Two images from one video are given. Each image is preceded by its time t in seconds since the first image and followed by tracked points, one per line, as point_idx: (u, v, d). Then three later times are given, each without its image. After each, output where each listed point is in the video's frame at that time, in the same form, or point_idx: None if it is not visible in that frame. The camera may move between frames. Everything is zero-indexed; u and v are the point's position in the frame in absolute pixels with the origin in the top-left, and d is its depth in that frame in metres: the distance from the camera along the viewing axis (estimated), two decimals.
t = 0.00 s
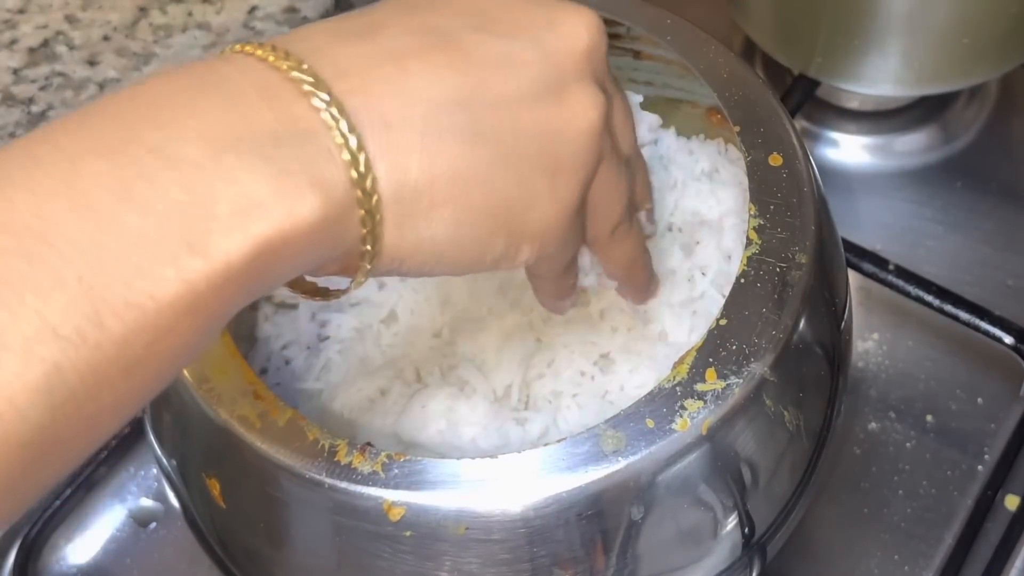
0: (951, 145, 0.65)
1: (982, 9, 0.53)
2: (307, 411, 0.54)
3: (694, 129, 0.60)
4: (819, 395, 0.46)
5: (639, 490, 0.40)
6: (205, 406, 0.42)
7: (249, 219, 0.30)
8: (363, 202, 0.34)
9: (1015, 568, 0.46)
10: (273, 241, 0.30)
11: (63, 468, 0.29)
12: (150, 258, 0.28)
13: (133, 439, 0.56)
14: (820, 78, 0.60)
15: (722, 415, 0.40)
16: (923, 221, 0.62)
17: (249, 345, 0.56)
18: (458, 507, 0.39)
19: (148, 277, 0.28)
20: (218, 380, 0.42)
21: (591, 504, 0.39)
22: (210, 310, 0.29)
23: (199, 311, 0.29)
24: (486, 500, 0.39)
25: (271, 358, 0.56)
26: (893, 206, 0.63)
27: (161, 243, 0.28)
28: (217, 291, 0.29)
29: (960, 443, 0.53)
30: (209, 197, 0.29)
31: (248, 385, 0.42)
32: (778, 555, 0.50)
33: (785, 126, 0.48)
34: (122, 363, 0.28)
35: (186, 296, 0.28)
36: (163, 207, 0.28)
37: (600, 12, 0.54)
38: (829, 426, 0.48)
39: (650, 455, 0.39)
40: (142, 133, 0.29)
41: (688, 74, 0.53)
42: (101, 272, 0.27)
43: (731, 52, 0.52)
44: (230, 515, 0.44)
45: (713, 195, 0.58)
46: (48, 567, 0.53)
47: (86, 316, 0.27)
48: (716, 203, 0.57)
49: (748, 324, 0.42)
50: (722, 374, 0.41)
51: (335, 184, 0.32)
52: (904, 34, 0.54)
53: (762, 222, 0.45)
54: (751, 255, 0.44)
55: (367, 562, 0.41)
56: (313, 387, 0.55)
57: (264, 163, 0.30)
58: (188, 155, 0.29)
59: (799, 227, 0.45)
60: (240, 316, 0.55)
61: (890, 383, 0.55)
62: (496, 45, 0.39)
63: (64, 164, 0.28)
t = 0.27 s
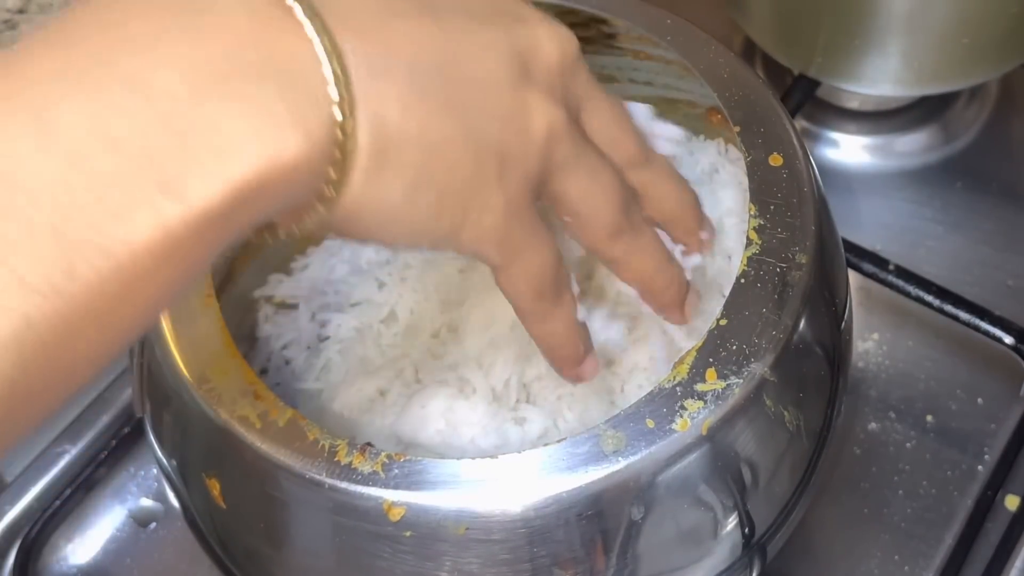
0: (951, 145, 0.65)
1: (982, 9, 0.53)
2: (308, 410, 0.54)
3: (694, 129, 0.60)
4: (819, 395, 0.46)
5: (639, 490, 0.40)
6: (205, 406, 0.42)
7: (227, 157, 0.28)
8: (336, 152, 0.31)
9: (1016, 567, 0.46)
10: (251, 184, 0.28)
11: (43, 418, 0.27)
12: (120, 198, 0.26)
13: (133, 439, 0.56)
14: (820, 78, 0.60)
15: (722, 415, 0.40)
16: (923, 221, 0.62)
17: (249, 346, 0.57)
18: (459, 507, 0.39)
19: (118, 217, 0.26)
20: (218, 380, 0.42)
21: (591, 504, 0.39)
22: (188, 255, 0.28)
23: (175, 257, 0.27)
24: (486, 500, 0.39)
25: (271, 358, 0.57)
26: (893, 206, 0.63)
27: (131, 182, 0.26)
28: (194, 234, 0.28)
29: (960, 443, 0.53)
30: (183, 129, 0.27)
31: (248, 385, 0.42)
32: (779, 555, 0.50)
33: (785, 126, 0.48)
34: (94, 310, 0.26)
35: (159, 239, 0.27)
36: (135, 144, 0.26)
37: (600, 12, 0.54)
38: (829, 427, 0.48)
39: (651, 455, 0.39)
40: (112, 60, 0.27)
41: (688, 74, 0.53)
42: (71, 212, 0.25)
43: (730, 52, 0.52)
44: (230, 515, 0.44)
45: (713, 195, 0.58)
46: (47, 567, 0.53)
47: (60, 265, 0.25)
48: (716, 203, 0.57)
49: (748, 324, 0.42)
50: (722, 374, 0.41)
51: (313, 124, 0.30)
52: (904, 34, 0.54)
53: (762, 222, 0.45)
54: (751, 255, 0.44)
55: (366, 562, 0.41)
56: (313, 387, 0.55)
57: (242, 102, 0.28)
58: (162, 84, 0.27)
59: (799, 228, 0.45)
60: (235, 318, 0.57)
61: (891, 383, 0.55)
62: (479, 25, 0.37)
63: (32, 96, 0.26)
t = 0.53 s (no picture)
0: (951, 145, 0.65)
1: (982, 9, 0.53)
2: (308, 411, 0.54)
3: (694, 130, 0.60)
4: (819, 395, 0.46)
5: (639, 490, 0.40)
6: (205, 406, 0.42)
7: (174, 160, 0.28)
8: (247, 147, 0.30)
9: (1015, 567, 0.46)
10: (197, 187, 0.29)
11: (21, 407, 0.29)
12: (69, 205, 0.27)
13: (133, 439, 0.56)
14: (820, 78, 0.60)
15: (722, 415, 0.40)
16: (923, 221, 0.62)
17: (249, 346, 0.57)
18: (458, 506, 0.39)
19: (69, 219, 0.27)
20: (219, 380, 0.42)
21: (591, 504, 0.39)
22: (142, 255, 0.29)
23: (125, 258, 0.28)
24: (486, 499, 0.39)
25: (270, 359, 0.56)
26: (893, 206, 0.63)
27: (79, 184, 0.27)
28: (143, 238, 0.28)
29: (960, 443, 0.53)
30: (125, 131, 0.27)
31: (248, 384, 0.42)
32: (779, 555, 0.50)
33: (785, 126, 0.48)
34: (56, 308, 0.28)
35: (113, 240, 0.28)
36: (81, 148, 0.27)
37: (600, 13, 0.53)
38: (829, 427, 0.48)
39: (650, 455, 0.39)
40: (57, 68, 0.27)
41: (688, 74, 0.53)
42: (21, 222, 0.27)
43: (731, 51, 0.52)
44: (230, 515, 0.44)
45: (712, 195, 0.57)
46: (47, 567, 0.53)
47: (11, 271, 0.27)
48: (715, 202, 0.57)
49: (748, 324, 0.42)
50: (722, 374, 0.41)
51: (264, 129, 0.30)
52: (904, 34, 0.54)
53: (762, 222, 0.45)
54: (751, 255, 0.44)
55: (367, 562, 0.41)
56: (313, 387, 0.55)
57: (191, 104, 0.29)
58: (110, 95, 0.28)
59: (799, 228, 0.45)
60: (236, 318, 0.56)
61: (891, 383, 0.55)
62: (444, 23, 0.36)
63: None
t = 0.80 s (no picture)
0: (951, 146, 0.65)
1: (982, 9, 0.53)
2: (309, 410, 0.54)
3: (694, 129, 0.60)
4: (819, 394, 0.46)
5: (639, 489, 0.40)
6: (206, 405, 0.42)
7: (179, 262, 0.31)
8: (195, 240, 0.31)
9: (1015, 566, 0.46)
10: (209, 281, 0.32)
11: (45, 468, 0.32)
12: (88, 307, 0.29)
13: (134, 439, 0.56)
14: (820, 78, 0.60)
15: (722, 415, 0.40)
16: (922, 221, 0.62)
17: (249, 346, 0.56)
18: (459, 505, 0.39)
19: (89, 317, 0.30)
20: (219, 380, 0.42)
21: (592, 503, 0.39)
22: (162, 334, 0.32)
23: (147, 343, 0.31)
24: (486, 498, 0.39)
25: (271, 358, 0.56)
26: (893, 206, 0.63)
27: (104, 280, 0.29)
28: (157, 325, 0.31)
29: (960, 442, 0.53)
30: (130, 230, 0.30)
31: (249, 384, 0.42)
32: (778, 554, 0.50)
33: (785, 126, 0.48)
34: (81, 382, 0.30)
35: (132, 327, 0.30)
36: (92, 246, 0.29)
37: (602, 13, 0.53)
38: (828, 426, 0.48)
39: (651, 454, 0.39)
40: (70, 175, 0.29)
41: (688, 74, 0.53)
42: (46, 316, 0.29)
43: (730, 51, 0.52)
44: (231, 514, 0.45)
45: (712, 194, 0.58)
46: (48, 566, 0.53)
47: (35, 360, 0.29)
48: (716, 202, 0.57)
49: (748, 324, 0.42)
50: (722, 373, 0.41)
51: (267, 229, 0.33)
52: (904, 34, 0.54)
53: (762, 222, 0.45)
54: (751, 254, 0.44)
55: (368, 561, 0.42)
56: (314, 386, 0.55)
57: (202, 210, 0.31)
58: (128, 207, 0.30)
59: (799, 227, 0.45)
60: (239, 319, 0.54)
61: (890, 383, 0.56)
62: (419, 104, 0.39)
63: (10, 214, 0.29)
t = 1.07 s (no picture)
0: (951, 146, 0.65)
1: (982, 9, 0.53)
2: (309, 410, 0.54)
3: (693, 129, 0.61)
4: (819, 394, 0.46)
5: (639, 489, 0.40)
6: (205, 405, 0.42)
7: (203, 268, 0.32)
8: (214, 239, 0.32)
9: (1015, 566, 0.46)
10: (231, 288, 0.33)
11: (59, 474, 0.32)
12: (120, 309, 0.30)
13: (134, 439, 0.56)
14: (820, 78, 0.60)
15: (722, 415, 0.40)
16: (922, 221, 0.62)
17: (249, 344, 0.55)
18: (459, 505, 0.39)
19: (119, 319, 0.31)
20: (220, 380, 0.42)
21: (591, 503, 0.39)
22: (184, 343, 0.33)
23: (169, 348, 0.32)
24: (486, 498, 0.39)
25: (271, 357, 0.55)
26: (893, 206, 0.63)
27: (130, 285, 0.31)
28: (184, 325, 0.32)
29: (960, 442, 0.53)
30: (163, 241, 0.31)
31: (249, 383, 0.42)
32: (778, 554, 0.50)
33: (785, 126, 0.48)
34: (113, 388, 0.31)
35: (158, 331, 0.31)
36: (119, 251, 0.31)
37: (601, 12, 0.53)
38: (828, 426, 0.48)
39: (651, 454, 0.39)
40: (105, 183, 0.31)
41: (689, 74, 0.53)
42: (74, 313, 0.30)
43: (730, 51, 0.52)
44: (231, 514, 0.45)
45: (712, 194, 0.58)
46: (48, 566, 0.53)
47: (64, 357, 0.30)
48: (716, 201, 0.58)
49: (748, 324, 0.42)
50: (722, 373, 0.41)
51: (291, 224, 0.34)
52: (904, 33, 0.54)
53: (762, 222, 0.45)
54: (750, 254, 0.44)
55: (368, 561, 0.42)
56: (314, 386, 0.55)
57: (228, 208, 0.33)
58: (158, 199, 0.32)
59: (798, 227, 0.45)
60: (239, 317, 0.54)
61: (890, 383, 0.56)
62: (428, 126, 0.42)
63: (44, 203, 0.30)
